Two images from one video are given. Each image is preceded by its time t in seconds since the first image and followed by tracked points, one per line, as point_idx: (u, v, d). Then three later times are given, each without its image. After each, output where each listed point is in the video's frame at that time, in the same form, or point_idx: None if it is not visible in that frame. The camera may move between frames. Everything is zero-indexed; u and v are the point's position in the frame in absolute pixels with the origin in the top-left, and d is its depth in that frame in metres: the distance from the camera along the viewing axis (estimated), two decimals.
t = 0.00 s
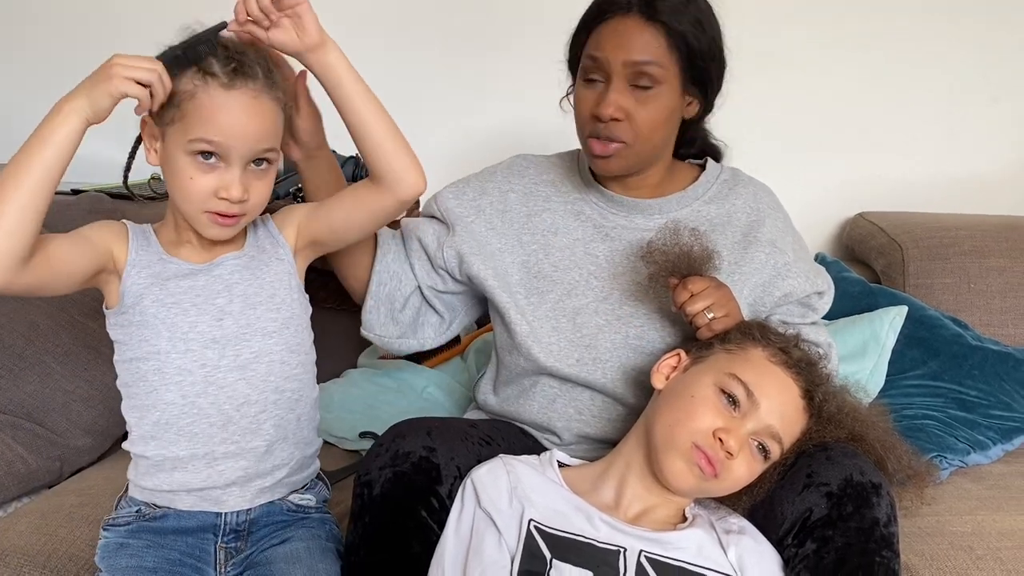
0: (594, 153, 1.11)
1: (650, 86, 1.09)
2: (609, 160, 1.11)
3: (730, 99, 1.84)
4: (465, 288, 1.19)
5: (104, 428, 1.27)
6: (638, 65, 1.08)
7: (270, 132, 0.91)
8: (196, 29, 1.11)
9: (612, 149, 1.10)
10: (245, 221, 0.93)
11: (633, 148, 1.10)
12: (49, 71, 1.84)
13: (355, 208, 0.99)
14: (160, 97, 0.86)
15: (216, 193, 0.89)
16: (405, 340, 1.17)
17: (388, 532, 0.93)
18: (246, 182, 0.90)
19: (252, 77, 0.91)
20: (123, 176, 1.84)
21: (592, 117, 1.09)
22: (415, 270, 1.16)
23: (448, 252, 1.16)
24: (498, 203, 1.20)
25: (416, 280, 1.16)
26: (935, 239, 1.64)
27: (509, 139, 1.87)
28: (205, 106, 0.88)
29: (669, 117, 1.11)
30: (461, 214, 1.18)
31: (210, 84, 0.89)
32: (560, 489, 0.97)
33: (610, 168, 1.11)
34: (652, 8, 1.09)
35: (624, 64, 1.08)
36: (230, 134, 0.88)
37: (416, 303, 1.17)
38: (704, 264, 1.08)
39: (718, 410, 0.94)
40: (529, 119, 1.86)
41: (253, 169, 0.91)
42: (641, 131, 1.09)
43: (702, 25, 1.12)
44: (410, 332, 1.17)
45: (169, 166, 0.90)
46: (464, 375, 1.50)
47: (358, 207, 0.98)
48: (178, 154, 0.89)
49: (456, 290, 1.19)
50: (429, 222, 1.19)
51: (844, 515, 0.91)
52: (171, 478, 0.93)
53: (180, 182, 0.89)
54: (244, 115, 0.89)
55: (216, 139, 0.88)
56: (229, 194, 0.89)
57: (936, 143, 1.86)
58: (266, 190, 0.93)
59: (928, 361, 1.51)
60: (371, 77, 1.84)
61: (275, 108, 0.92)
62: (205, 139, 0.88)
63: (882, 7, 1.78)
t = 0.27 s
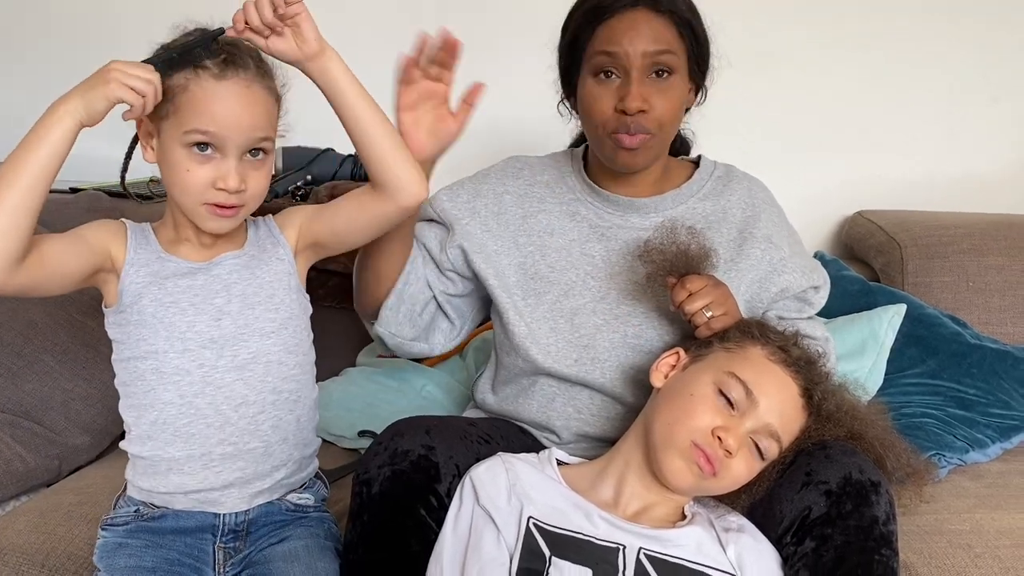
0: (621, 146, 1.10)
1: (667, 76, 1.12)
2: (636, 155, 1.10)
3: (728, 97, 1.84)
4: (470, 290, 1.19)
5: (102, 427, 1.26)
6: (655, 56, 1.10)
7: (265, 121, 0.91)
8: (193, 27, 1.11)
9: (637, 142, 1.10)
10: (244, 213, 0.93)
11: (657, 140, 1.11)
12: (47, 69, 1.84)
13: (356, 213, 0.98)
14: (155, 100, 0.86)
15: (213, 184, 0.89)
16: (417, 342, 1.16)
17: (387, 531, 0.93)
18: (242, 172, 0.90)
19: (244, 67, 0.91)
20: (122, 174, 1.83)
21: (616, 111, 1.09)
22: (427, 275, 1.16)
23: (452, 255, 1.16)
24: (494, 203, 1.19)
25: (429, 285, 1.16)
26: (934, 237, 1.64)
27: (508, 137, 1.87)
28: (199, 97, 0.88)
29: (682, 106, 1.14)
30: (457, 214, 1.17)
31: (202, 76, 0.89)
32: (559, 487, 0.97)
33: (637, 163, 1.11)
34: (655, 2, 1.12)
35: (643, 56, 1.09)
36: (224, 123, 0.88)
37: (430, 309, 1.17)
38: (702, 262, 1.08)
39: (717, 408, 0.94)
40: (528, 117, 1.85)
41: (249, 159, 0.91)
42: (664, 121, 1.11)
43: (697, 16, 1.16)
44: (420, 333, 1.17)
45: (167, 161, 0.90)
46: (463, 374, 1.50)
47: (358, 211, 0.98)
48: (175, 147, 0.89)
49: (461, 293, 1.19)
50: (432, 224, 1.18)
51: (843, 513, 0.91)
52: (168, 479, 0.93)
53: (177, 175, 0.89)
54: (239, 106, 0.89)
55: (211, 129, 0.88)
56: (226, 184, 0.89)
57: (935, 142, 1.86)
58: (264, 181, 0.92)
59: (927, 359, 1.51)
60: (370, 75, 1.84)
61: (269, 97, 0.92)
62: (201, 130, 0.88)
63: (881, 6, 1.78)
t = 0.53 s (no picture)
0: (621, 147, 1.10)
1: (666, 76, 1.12)
2: (637, 155, 1.11)
3: (727, 95, 1.84)
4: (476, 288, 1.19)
5: (101, 425, 1.26)
6: (654, 56, 1.10)
7: (264, 121, 0.91)
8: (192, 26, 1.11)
9: (637, 143, 1.10)
10: (244, 212, 0.93)
11: (657, 140, 1.11)
12: (45, 67, 1.84)
13: (354, 201, 0.98)
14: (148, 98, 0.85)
15: (213, 184, 0.89)
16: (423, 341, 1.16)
17: (385, 529, 0.93)
18: (243, 172, 0.90)
19: (244, 68, 0.91)
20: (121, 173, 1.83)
21: (615, 112, 1.09)
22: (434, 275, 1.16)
23: (462, 252, 1.16)
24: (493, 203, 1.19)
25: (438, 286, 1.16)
26: (933, 236, 1.64)
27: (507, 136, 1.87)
28: (198, 97, 0.88)
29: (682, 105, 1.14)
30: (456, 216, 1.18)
31: (202, 75, 0.89)
32: (557, 485, 0.97)
33: (637, 164, 1.11)
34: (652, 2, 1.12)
35: (641, 57, 1.09)
36: (223, 123, 0.88)
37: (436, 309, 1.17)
38: (700, 261, 1.08)
39: (716, 407, 0.94)
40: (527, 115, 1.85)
41: (249, 159, 0.91)
42: (664, 121, 1.11)
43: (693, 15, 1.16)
44: (426, 332, 1.16)
45: (166, 160, 0.90)
46: (461, 372, 1.50)
47: (357, 199, 0.98)
48: (174, 146, 0.89)
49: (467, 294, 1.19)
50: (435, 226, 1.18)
51: (841, 511, 0.91)
52: (166, 477, 0.93)
53: (176, 174, 0.89)
54: (239, 106, 0.89)
55: (211, 128, 0.88)
56: (226, 184, 0.89)
57: (933, 140, 1.86)
58: (264, 180, 0.92)
59: (925, 358, 1.51)
60: (368, 73, 1.84)
61: (269, 97, 0.92)
62: (200, 129, 0.88)
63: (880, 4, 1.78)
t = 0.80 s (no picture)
0: (622, 145, 1.10)
1: (667, 74, 1.12)
2: (638, 153, 1.10)
3: (726, 95, 1.84)
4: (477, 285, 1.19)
5: (100, 424, 1.26)
6: (655, 55, 1.10)
7: (264, 119, 0.91)
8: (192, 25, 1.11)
9: (637, 141, 1.10)
10: (245, 211, 0.93)
11: (658, 138, 1.11)
12: (44, 66, 1.84)
13: (353, 196, 0.98)
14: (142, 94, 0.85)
15: (214, 183, 0.89)
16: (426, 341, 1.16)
17: (384, 528, 0.93)
18: (243, 171, 0.90)
19: (244, 66, 0.91)
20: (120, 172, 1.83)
21: (617, 111, 1.09)
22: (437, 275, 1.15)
23: (466, 248, 1.16)
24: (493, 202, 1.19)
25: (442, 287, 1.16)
26: (932, 236, 1.64)
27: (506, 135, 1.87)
28: (198, 95, 0.88)
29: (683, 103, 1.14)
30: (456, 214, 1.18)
31: (202, 74, 0.89)
32: (556, 484, 0.97)
33: (638, 163, 1.11)
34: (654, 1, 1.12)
35: (642, 55, 1.09)
36: (224, 122, 0.88)
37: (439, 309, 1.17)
38: (700, 260, 1.08)
39: (716, 406, 0.95)
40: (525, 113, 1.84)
41: (250, 158, 0.91)
42: (665, 120, 1.11)
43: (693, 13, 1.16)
44: (429, 332, 1.16)
45: (166, 159, 0.90)
46: (461, 371, 1.50)
47: (356, 193, 0.98)
48: (174, 144, 0.89)
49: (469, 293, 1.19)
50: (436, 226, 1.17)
51: (840, 511, 0.91)
52: (166, 476, 0.93)
53: (176, 173, 0.89)
54: (239, 104, 0.89)
55: (211, 127, 0.88)
56: (227, 183, 0.89)
57: (933, 139, 1.86)
58: (264, 179, 0.93)
59: (925, 357, 1.51)
60: (368, 73, 1.83)
61: (269, 96, 0.92)
62: (200, 128, 0.88)
63: (880, 3, 1.78)
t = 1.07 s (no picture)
0: (622, 146, 1.10)
1: (667, 75, 1.12)
2: (638, 154, 1.10)
3: (726, 94, 1.84)
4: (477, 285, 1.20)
5: (100, 424, 1.26)
6: (654, 55, 1.10)
7: (263, 119, 0.91)
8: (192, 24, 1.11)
9: (637, 142, 1.10)
10: (245, 210, 0.93)
11: (657, 138, 1.11)
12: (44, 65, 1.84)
13: (351, 193, 0.98)
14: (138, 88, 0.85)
15: (212, 183, 0.89)
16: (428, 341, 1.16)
17: (384, 528, 0.93)
18: (242, 171, 0.90)
19: (242, 66, 0.91)
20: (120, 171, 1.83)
21: (616, 112, 1.09)
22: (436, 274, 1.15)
23: (462, 249, 1.16)
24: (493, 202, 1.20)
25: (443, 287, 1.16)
26: (932, 235, 1.64)
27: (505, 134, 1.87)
28: (197, 95, 0.88)
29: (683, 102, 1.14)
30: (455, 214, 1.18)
31: (200, 74, 0.89)
32: (556, 484, 0.97)
33: (637, 163, 1.11)
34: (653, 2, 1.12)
35: (642, 56, 1.10)
36: (223, 122, 0.88)
37: (441, 308, 1.17)
38: (700, 260, 1.08)
39: (715, 406, 0.95)
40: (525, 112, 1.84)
41: (248, 157, 0.91)
42: (665, 120, 1.11)
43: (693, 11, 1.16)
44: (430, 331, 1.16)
45: (165, 158, 0.90)
46: (461, 371, 1.50)
47: (355, 190, 0.98)
48: (172, 144, 0.89)
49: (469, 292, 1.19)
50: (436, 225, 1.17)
51: (839, 510, 0.91)
52: (166, 474, 0.93)
53: (175, 173, 0.89)
54: (237, 104, 0.89)
55: (209, 127, 0.88)
56: (226, 182, 0.89)
57: (932, 138, 1.86)
58: (264, 178, 0.92)
59: (924, 357, 1.51)
60: (368, 72, 1.83)
61: (268, 95, 0.92)
62: (198, 128, 0.88)
63: (880, 3, 1.78)
